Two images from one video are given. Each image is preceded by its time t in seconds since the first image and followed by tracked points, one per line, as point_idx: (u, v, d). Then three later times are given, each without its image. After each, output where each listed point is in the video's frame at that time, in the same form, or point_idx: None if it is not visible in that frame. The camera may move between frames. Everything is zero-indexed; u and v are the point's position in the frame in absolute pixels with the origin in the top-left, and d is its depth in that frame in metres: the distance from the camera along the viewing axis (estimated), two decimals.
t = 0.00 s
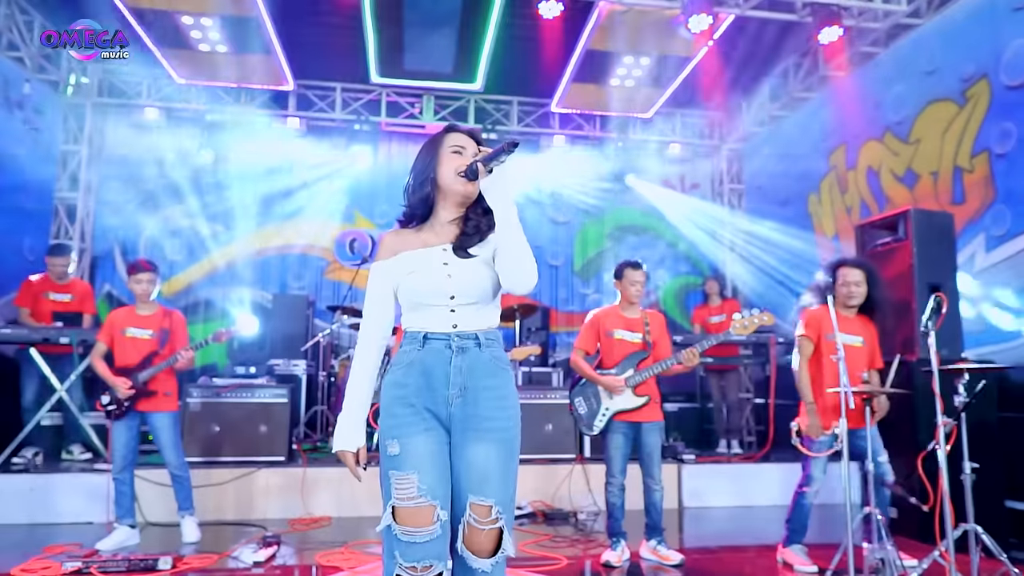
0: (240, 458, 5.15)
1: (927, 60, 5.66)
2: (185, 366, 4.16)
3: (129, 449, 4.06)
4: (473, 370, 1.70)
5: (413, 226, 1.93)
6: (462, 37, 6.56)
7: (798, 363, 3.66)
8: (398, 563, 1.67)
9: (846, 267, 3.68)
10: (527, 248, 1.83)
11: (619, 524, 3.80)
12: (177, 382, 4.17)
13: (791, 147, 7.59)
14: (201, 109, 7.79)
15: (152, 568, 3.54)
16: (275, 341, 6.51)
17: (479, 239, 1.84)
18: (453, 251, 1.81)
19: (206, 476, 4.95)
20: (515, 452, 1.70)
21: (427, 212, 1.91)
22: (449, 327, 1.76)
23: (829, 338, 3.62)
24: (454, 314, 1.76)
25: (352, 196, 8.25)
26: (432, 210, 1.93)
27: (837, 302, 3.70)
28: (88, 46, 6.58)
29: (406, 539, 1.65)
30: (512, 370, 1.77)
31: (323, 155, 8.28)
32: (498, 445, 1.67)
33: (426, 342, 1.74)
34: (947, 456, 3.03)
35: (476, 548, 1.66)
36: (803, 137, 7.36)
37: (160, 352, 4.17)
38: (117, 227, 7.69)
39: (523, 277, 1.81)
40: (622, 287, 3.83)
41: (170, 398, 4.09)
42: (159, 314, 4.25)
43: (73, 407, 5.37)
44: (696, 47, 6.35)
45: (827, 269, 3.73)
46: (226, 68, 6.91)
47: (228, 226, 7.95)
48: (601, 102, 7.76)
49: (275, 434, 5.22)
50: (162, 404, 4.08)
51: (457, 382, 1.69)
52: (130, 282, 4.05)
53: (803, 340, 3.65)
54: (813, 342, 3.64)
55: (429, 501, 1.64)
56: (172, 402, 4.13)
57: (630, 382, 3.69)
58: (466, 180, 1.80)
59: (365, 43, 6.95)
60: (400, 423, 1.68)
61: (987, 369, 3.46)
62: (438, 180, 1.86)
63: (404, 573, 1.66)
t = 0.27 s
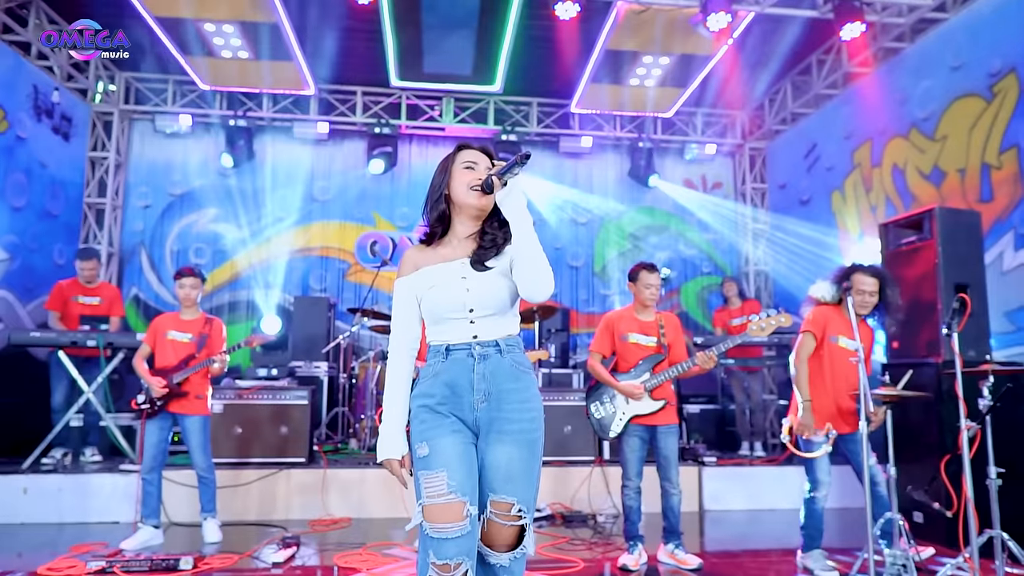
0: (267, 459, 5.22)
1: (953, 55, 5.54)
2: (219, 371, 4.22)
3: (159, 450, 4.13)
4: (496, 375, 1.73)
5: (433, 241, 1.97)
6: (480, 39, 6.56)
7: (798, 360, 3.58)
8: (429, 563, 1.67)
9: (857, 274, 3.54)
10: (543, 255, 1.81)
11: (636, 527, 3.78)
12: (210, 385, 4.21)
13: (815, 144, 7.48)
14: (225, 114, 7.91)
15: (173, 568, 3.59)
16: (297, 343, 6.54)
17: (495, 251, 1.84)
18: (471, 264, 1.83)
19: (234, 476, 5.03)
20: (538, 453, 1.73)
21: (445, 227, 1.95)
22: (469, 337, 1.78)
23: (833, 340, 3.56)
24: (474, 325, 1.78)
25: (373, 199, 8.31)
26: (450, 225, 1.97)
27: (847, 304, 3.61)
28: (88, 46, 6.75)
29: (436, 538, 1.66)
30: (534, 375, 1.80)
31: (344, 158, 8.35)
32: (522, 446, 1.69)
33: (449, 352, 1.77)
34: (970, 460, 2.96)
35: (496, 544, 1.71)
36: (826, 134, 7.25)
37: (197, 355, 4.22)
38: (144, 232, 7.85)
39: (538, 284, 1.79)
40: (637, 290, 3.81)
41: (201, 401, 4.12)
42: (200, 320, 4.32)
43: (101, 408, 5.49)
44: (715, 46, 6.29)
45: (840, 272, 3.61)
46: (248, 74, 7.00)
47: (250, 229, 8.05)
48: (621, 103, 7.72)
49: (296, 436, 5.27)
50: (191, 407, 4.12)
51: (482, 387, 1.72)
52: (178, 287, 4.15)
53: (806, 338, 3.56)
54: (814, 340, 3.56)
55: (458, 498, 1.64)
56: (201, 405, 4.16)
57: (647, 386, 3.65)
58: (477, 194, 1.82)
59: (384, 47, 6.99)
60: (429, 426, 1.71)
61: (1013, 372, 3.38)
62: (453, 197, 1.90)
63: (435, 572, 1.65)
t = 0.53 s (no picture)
0: (287, 458, 5.27)
1: (971, 50, 5.45)
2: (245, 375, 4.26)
3: (182, 449, 4.15)
4: (498, 375, 1.73)
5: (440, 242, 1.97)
6: (492, 40, 6.57)
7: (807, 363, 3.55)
8: (445, 563, 1.67)
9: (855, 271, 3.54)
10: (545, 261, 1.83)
11: (647, 528, 3.76)
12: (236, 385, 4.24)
13: (831, 142, 7.39)
14: (240, 116, 7.99)
15: (187, 566, 3.63)
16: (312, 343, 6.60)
17: (504, 257, 1.86)
18: (478, 267, 1.84)
19: (253, 476, 5.07)
20: (540, 450, 1.73)
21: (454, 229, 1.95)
22: (473, 338, 1.78)
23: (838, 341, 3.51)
24: (477, 326, 1.78)
25: (387, 200, 8.35)
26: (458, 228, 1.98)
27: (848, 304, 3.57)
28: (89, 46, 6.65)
29: (450, 538, 1.66)
30: (534, 374, 1.80)
31: (358, 159, 8.40)
32: (524, 444, 1.69)
33: (452, 353, 1.76)
34: (986, 461, 2.90)
35: (500, 539, 1.69)
36: (843, 132, 7.16)
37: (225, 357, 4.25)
38: (162, 234, 7.94)
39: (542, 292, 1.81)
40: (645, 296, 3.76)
41: (226, 403, 4.16)
42: (229, 323, 4.34)
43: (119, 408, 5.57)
44: (729, 44, 6.24)
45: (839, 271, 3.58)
46: (263, 77, 7.06)
47: (266, 231, 8.13)
48: (635, 102, 7.68)
49: (308, 436, 5.31)
50: (216, 408, 4.15)
51: (485, 388, 1.72)
52: (211, 289, 4.19)
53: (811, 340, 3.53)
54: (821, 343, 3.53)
55: (468, 498, 1.64)
56: (226, 407, 4.20)
57: (655, 391, 3.65)
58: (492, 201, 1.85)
59: (397, 48, 7.02)
60: (434, 429, 1.70)
61: None
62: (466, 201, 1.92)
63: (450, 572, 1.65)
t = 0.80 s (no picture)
0: (306, 458, 5.31)
1: (991, 45, 5.35)
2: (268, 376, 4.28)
3: (204, 446, 4.17)
4: (499, 373, 1.75)
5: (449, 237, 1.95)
6: (505, 40, 6.58)
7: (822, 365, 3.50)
8: (426, 559, 1.70)
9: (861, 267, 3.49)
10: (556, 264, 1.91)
11: (658, 529, 3.74)
12: (258, 388, 4.27)
13: (849, 139, 7.29)
14: (257, 119, 8.07)
15: (201, 564, 3.67)
16: (328, 343, 6.65)
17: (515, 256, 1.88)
18: (487, 261, 1.85)
19: (271, 474, 5.12)
20: (533, 447, 1.77)
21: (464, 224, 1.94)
22: (475, 333, 1.78)
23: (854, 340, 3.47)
24: (483, 319, 1.79)
25: (402, 201, 8.39)
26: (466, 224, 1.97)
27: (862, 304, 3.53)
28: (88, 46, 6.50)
29: (434, 537, 1.68)
30: (531, 372, 1.83)
31: (373, 160, 8.45)
32: (519, 443, 1.73)
33: (453, 347, 1.76)
34: (1002, 462, 2.85)
35: (495, 534, 1.74)
36: (860, 129, 7.07)
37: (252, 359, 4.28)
38: (181, 235, 8.04)
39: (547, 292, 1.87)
40: (650, 297, 3.75)
41: (248, 403, 4.19)
42: (257, 325, 4.39)
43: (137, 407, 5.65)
44: (743, 41, 6.19)
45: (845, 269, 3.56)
46: (278, 80, 7.12)
47: (282, 232, 8.20)
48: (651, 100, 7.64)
49: (322, 435, 5.35)
50: (238, 408, 4.19)
51: (486, 385, 1.73)
52: (241, 291, 4.23)
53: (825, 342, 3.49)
54: (834, 344, 3.50)
55: (456, 500, 1.66)
56: (249, 407, 4.24)
57: (661, 391, 3.64)
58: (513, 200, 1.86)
59: (411, 50, 7.04)
60: (431, 427, 1.69)
61: None
62: (481, 199, 1.92)
63: (431, 568, 1.69)
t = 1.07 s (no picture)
0: (322, 457, 5.34)
1: (1014, 38, 5.25)
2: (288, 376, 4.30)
3: (224, 445, 4.21)
4: (494, 374, 1.84)
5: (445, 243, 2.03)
6: (519, 40, 6.56)
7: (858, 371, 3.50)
8: (417, 554, 1.79)
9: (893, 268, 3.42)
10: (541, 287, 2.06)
11: (671, 530, 3.72)
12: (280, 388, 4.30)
13: (868, 136, 7.20)
14: (274, 121, 8.15)
15: (216, 562, 3.70)
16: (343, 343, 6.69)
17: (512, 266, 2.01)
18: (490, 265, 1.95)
19: (288, 473, 5.16)
20: (529, 445, 1.84)
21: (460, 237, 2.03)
22: (473, 335, 1.88)
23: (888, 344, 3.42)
24: (483, 322, 1.89)
25: (417, 201, 8.41)
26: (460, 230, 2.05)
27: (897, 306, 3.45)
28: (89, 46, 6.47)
29: (424, 535, 1.78)
30: (526, 372, 1.92)
31: (388, 161, 8.48)
32: (515, 440, 1.81)
33: (450, 351, 1.85)
34: None
35: (499, 530, 1.78)
36: (879, 125, 6.97)
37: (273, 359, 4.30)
38: (199, 237, 8.13)
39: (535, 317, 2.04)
40: (659, 287, 3.78)
41: (268, 402, 4.22)
42: (280, 325, 4.41)
43: (156, 407, 5.72)
44: (759, 38, 6.12)
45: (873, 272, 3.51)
46: (294, 81, 7.17)
47: (299, 233, 8.26)
48: (667, 99, 7.60)
49: (338, 435, 5.37)
50: (258, 407, 4.21)
51: (482, 387, 1.82)
52: (264, 292, 4.24)
53: (857, 349, 3.49)
54: (869, 350, 3.48)
55: (444, 501, 1.76)
56: (269, 407, 4.26)
57: (671, 381, 3.64)
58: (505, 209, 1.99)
59: (426, 51, 7.06)
60: (426, 430, 1.79)
61: None
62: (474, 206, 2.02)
63: (422, 562, 1.79)
